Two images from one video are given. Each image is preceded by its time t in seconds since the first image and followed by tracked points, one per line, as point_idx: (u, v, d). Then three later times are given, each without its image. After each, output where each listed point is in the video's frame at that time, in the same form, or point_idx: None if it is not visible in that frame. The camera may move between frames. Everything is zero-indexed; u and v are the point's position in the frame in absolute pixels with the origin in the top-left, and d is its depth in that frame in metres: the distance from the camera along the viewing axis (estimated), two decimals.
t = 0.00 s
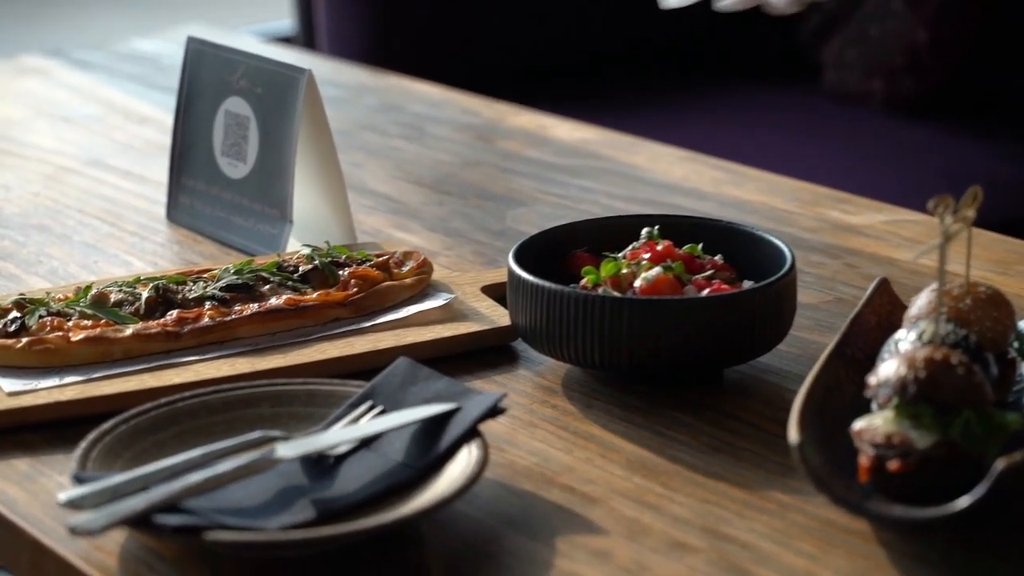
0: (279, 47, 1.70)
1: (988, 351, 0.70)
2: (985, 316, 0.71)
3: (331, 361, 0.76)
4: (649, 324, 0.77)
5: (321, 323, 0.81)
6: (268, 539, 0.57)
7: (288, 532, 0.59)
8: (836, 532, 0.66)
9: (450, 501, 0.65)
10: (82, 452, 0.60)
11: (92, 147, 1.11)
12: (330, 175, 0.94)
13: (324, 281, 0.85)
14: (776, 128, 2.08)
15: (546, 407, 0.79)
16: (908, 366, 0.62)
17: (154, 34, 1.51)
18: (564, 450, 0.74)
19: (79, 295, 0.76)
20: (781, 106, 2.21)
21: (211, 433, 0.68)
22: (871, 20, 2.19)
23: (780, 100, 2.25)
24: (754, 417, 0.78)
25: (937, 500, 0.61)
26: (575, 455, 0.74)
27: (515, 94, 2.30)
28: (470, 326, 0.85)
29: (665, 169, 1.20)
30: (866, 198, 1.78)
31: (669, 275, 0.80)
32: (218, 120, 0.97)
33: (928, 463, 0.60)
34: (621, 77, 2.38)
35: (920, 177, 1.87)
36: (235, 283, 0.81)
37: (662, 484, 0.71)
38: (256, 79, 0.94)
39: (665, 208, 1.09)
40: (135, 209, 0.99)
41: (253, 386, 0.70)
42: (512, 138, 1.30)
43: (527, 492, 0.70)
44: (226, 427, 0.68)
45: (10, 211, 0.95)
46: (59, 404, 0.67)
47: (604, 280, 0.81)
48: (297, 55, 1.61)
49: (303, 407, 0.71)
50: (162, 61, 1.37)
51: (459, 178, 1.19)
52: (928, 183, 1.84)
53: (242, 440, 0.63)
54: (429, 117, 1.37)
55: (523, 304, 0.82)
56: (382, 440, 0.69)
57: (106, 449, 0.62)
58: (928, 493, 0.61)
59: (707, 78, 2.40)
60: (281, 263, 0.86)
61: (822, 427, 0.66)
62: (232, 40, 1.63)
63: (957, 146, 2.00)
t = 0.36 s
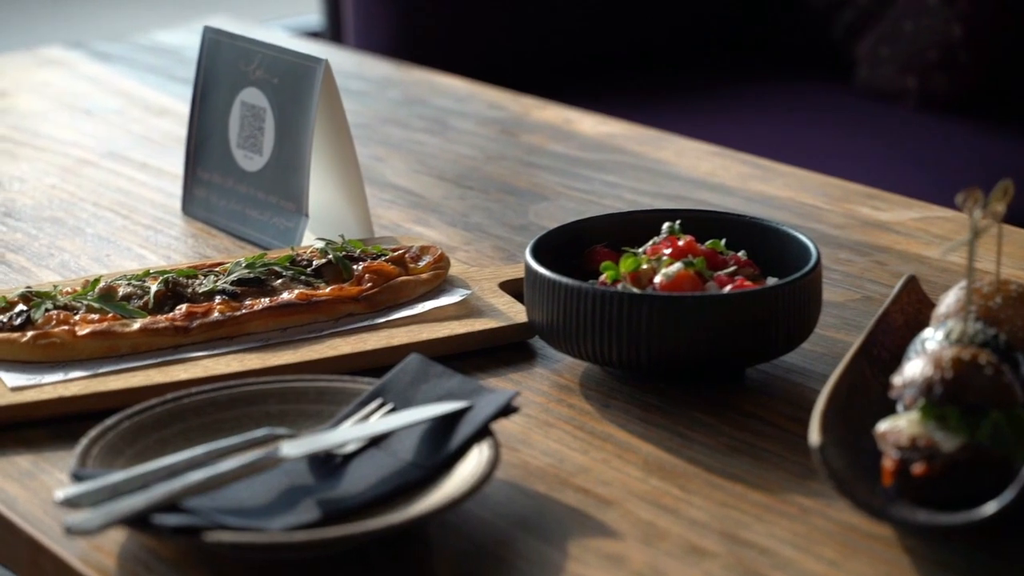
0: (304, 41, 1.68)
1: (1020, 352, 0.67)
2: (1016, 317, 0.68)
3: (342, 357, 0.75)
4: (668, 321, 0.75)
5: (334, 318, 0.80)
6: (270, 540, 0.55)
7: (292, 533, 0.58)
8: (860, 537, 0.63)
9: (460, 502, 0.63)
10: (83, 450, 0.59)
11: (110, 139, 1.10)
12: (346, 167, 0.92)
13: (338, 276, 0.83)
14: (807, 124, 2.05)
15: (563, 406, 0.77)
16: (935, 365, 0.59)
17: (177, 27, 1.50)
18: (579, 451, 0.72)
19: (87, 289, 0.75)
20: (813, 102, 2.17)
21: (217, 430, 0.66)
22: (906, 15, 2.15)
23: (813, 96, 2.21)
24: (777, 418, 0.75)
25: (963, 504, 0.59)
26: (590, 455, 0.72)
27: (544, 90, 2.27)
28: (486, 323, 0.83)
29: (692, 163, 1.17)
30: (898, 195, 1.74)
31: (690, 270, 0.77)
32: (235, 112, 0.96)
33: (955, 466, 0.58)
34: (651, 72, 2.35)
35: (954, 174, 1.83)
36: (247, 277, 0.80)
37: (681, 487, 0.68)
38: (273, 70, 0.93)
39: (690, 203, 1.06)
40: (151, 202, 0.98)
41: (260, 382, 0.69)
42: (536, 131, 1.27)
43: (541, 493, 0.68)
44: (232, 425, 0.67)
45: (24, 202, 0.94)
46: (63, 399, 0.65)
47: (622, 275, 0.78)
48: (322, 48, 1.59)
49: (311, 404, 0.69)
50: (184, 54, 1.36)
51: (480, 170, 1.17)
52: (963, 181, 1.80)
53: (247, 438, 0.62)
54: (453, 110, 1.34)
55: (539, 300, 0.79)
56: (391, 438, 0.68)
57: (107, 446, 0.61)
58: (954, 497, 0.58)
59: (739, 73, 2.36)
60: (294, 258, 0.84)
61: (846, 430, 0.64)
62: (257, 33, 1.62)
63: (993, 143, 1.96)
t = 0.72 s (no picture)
0: (327, 36, 1.66)
1: None
2: None
3: (352, 357, 0.73)
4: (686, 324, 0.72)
5: (345, 317, 0.78)
6: (266, 548, 0.53)
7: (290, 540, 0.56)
8: (882, 550, 0.60)
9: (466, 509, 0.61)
10: (79, 451, 0.58)
11: (126, 134, 1.08)
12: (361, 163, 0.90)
13: (350, 274, 0.82)
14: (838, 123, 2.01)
15: (577, 409, 0.74)
16: (961, 373, 0.56)
17: (199, 21, 1.48)
18: (592, 456, 0.70)
19: (92, 285, 0.73)
20: (846, 101, 2.14)
21: (220, 432, 0.65)
22: (940, 13, 2.11)
23: (845, 94, 2.18)
24: (798, 425, 0.72)
25: (987, 517, 0.56)
26: (604, 461, 0.69)
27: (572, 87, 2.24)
28: (501, 324, 0.81)
29: (717, 162, 1.14)
30: (931, 196, 1.70)
31: (710, 271, 0.74)
32: (249, 105, 0.94)
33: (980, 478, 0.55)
34: (681, 70, 2.32)
35: (989, 175, 1.79)
36: (256, 274, 0.78)
37: (696, 495, 0.66)
38: (288, 63, 0.91)
39: (714, 203, 1.04)
40: (164, 197, 0.97)
41: (266, 382, 0.67)
42: (559, 127, 1.25)
43: (551, 500, 0.66)
44: (235, 427, 0.65)
45: (37, 197, 0.93)
46: (63, 399, 0.64)
47: (640, 275, 0.75)
48: (345, 44, 1.57)
49: (317, 406, 0.67)
50: (205, 48, 1.35)
51: (500, 166, 1.14)
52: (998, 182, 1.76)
53: (248, 441, 0.60)
54: (475, 107, 1.31)
55: (553, 301, 0.77)
56: (398, 442, 0.66)
57: (105, 449, 0.59)
58: (979, 510, 0.56)
59: (770, 71, 2.32)
60: (305, 255, 0.83)
61: (868, 438, 0.61)
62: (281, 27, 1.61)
63: None
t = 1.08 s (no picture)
0: (362, 34, 1.65)
1: None
2: None
3: (369, 360, 0.71)
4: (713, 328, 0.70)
5: (365, 319, 0.76)
6: (271, 558, 0.52)
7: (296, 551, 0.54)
8: (915, 567, 0.58)
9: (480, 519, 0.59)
10: (83, 456, 0.56)
11: (152, 132, 1.07)
12: (385, 161, 0.88)
13: (371, 275, 0.80)
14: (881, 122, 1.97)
15: (600, 416, 0.72)
16: (995, 383, 0.54)
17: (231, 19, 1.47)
18: (614, 465, 0.68)
19: (107, 285, 0.72)
20: (889, 100, 2.09)
21: (231, 437, 0.63)
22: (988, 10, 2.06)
23: (888, 92, 2.14)
24: (830, 435, 0.70)
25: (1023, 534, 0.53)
26: (626, 470, 0.67)
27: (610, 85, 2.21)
28: (524, 327, 0.79)
29: (753, 162, 1.11)
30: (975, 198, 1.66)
31: (740, 274, 0.72)
32: (273, 102, 0.93)
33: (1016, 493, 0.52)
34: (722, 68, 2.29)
35: None
36: (274, 275, 0.77)
37: (721, 507, 0.63)
38: (312, 58, 0.90)
39: (749, 204, 1.01)
40: (188, 195, 0.96)
41: (279, 386, 0.66)
42: (592, 126, 1.22)
43: (570, 511, 0.63)
44: (246, 432, 0.64)
45: (59, 194, 0.93)
46: (72, 401, 0.63)
47: (667, 278, 0.72)
48: (378, 42, 1.56)
49: (331, 410, 0.66)
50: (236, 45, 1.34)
51: (531, 165, 1.12)
52: None
53: (256, 448, 0.59)
54: (508, 105, 1.29)
55: (577, 304, 0.75)
56: (413, 449, 0.64)
57: (111, 455, 0.58)
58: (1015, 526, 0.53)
59: (812, 70, 2.28)
60: (325, 255, 0.81)
61: (901, 453, 0.58)
62: (315, 23, 1.60)
63: None
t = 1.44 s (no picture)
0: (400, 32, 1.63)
1: None
2: None
3: (388, 366, 0.70)
4: (741, 337, 0.67)
5: (386, 324, 0.75)
6: (273, 571, 0.50)
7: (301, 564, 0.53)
8: None
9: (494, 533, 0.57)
10: (89, 463, 0.55)
11: (182, 130, 1.07)
12: (412, 161, 0.87)
13: (393, 278, 0.78)
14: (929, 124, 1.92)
15: (624, 426, 0.70)
16: None
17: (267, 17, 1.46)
18: (637, 478, 0.65)
19: (123, 286, 0.71)
20: (939, 101, 2.04)
21: (243, 445, 0.62)
22: None
23: (938, 92, 2.09)
24: (862, 449, 0.67)
25: None
26: (649, 484, 0.65)
27: (653, 85, 2.18)
28: (549, 333, 0.77)
29: (792, 164, 1.09)
30: None
31: (770, 280, 0.69)
32: (300, 100, 0.92)
33: None
34: (768, 67, 2.25)
35: None
36: (293, 277, 0.75)
37: (746, 524, 0.61)
38: (339, 56, 0.88)
39: (786, 207, 0.98)
40: (215, 195, 0.95)
41: (293, 392, 0.64)
42: (629, 126, 1.20)
43: (589, 525, 0.61)
44: (258, 439, 0.62)
45: (86, 193, 0.92)
46: (81, 406, 0.62)
47: (694, 284, 0.70)
48: (415, 40, 1.54)
49: (346, 418, 0.64)
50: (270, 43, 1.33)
51: (564, 166, 1.10)
52: None
53: (265, 456, 0.57)
54: (543, 105, 1.27)
55: (601, 310, 0.72)
56: (428, 459, 0.62)
57: (117, 462, 0.57)
58: None
59: (860, 70, 2.24)
60: (347, 257, 0.79)
61: (934, 470, 0.56)
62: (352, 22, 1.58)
63: None
